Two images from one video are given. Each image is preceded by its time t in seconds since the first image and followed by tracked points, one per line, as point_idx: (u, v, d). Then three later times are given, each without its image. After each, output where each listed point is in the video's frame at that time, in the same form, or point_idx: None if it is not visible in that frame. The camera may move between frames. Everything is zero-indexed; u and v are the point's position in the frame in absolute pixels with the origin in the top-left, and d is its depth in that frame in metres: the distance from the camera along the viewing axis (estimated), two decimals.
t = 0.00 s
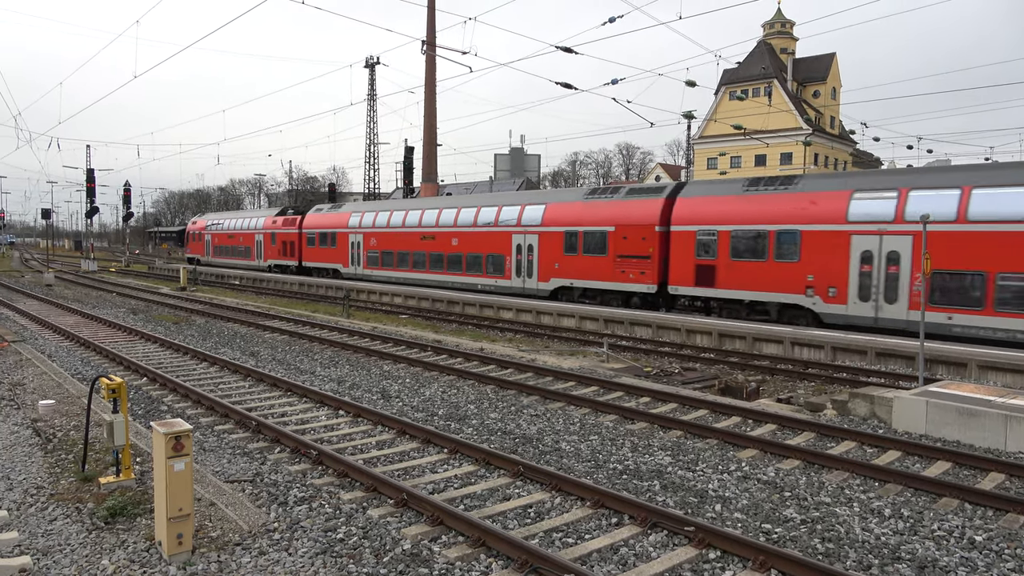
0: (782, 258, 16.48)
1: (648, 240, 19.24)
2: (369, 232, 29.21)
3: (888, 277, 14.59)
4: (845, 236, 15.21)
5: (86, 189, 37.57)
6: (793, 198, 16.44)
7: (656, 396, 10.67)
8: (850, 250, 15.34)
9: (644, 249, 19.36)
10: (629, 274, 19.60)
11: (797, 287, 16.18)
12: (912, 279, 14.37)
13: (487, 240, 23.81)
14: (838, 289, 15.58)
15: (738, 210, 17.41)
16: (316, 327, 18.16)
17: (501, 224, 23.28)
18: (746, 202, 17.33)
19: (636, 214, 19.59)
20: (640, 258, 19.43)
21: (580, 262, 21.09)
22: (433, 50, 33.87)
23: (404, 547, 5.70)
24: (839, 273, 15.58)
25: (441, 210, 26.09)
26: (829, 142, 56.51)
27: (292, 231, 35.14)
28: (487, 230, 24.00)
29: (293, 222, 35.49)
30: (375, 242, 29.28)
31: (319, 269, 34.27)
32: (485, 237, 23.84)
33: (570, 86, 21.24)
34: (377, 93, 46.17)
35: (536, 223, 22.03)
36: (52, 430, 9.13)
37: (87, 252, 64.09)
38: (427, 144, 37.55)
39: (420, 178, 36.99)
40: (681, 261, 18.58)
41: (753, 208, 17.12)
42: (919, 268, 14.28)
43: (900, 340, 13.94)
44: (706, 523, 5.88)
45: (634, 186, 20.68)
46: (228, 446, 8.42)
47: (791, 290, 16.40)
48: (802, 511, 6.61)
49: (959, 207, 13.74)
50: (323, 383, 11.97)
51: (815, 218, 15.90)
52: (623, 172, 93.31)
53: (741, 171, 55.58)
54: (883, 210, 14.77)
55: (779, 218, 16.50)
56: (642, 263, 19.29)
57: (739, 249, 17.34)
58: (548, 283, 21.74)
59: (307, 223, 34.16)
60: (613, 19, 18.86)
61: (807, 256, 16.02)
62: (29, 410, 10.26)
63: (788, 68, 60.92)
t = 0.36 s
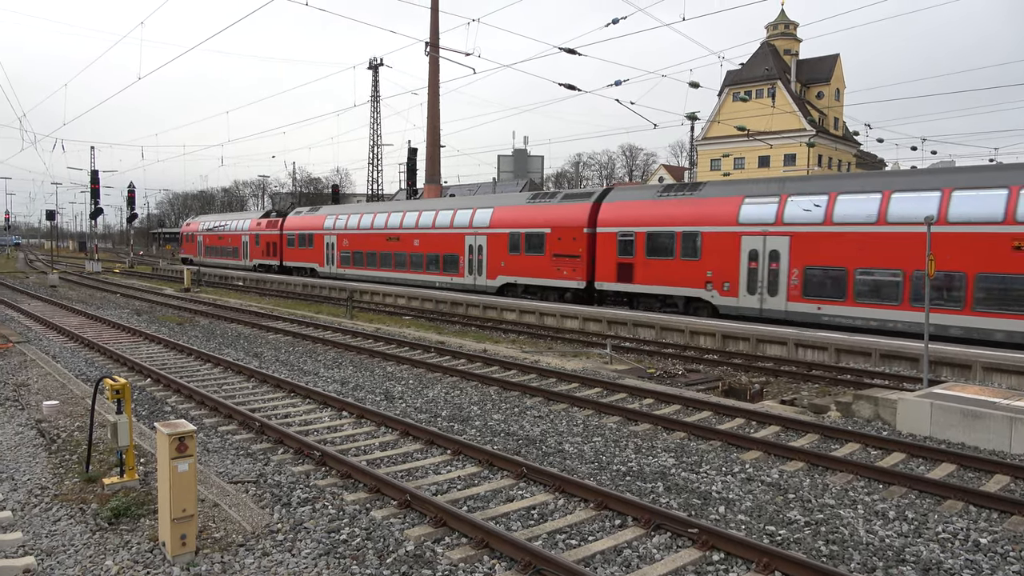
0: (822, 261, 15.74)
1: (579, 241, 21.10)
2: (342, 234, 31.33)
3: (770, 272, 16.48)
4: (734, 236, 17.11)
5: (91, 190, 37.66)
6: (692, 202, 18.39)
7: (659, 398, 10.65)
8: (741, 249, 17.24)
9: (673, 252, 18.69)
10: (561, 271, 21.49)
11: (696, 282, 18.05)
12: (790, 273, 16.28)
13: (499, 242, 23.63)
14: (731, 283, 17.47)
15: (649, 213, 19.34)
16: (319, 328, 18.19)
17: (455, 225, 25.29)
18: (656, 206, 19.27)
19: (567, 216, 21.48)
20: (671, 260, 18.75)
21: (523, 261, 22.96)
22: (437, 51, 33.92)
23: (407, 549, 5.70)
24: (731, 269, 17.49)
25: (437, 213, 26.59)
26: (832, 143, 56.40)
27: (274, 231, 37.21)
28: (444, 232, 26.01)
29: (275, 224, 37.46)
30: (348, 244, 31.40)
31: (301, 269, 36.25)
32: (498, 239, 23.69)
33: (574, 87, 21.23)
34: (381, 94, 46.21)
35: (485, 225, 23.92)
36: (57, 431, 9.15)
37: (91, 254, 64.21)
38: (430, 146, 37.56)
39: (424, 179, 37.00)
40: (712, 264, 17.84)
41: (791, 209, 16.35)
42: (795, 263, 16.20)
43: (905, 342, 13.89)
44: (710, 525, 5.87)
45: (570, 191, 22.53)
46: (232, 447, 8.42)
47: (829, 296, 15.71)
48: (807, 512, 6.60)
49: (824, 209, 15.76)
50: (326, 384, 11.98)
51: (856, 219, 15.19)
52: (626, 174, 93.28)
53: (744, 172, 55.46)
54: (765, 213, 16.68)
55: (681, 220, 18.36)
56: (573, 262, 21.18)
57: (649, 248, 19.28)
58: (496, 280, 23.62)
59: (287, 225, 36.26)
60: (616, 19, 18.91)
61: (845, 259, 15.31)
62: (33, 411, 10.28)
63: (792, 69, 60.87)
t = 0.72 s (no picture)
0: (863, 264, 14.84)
1: (519, 241, 22.92)
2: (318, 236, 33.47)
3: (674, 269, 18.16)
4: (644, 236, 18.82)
5: (94, 192, 37.75)
6: (611, 206, 20.15)
7: (663, 399, 10.63)
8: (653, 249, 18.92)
9: (699, 254, 17.82)
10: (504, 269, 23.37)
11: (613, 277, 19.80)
12: (692, 269, 17.98)
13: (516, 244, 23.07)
14: (644, 278, 19.17)
15: (576, 215, 21.11)
16: (322, 329, 18.22)
17: (416, 228, 27.23)
18: (581, 210, 21.07)
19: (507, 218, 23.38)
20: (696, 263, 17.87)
21: (475, 260, 24.91)
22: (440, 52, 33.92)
23: (410, 550, 5.69)
24: (643, 265, 19.25)
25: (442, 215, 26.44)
26: (835, 144, 56.30)
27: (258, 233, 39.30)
28: (408, 233, 27.95)
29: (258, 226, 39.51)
30: (323, 245, 33.44)
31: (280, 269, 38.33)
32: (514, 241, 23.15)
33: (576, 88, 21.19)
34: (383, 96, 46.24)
35: (441, 228, 25.87)
36: (60, 432, 9.17)
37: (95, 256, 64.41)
38: (432, 147, 37.59)
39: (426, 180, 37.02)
40: (745, 267, 16.94)
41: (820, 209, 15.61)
42: (697, 261, 17.87)
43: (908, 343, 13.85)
44: (713, 526, 5.86)
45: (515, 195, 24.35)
46: (235, 449, 8.42)
47: (865, 299, 14.94)
48: (810, 514, 6.58)
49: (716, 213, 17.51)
50: (329, 385, 11.98)
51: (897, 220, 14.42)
52: (629, 175, 93.26)
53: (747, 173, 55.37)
54: (672, 215, 18.33)
55: (600, 222, 20.14)
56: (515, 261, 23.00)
57: (575, 247, 21.11)
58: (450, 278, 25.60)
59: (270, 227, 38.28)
60: (618, 19, 18.91)
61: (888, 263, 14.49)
62: (36, 413, 10.29)
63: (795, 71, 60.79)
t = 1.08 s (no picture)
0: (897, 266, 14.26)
1: (468, 242, 24.78)
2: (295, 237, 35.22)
3: (597, 267, 19.94)
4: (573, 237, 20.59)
5: (96, 193, 37.79)
6: (545, 210, 22.01)
7: (665, 401, 10.61)
8: (580, 248, 20.76)
9: (649, 255, 18.83)
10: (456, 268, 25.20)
11: (547, 274, 21.57)
12: (612, 267, 19.76)
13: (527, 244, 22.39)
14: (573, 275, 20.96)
15: (514, 219, 23.05)
16: (324, 330, 18.24)
17: (381, 228, 29.01)
18: (520, 214, 22.92)
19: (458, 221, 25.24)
20: (720, 265, 17.20)
21: (433, 260, 26.72)
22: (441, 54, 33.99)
23: (412, 552, 5.69)
24: (573, 264, 21.05)
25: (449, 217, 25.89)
26: (837, 146, 56.28)
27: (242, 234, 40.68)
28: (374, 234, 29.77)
29: (243, 228, 40.99)
30: (300, 244, 35.16)
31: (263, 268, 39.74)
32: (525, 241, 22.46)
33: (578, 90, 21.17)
34: (385, 97, 46.25)
35: (403, 229, 27.64)
36: (63, 433, 9.19)
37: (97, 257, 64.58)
38: (434, 149, 37.61)
39: (428, 181, 37.04)
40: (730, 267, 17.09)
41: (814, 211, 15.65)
42: (616, 259, 19.63)
43: (911, 344, 13.82)
44: (715, 528, 5.86)
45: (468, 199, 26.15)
46: (237, 450, 8.43)
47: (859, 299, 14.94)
48: (813, 515, 6.57)
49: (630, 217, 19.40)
50: (331, 386, 11.99)
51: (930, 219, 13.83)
52: (630, 176, 93.28)
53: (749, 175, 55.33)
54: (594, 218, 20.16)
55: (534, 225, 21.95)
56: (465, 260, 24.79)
57: (516, 248, 22.95)
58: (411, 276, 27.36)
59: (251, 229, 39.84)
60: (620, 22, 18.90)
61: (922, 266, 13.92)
62: (38, 414, 10.31)
63: (796, 72, 60.78)
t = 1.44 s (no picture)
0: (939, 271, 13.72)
1: (431, 242, 26.71)
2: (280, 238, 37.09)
3: (538, 265, 21.81)
4: (519, 237, 22.50)
5: (106, 195, 38.03)
6: (496, 212, 23.90)
7: (673, 402, 10.58)
8: (526, 248, 22.60)
9: (584, 254, 20.65)
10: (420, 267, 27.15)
11: (495, 272, 23.53)
12: (551, 263, 21.64)
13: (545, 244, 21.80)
14: (519, 273, 22.83)
15: (472, 221, 24.88)
16: (332, 331, 18.30)
17: (357, 230, 30.95)
18: (475, 216, 24.85)
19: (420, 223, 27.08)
20: (751, 268, 16.71)
21: (402, 259, 28.64)
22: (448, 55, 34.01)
23: (420, 552, 5.70)
24: (518, 262, 22.96)
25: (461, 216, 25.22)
26: (845, 146, 56.02)
27: (235, 236, 42.28)
28: (351, 235, 31.69)
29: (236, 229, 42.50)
30: (287, 245, 37.00)
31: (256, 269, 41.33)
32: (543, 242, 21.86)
33: (585, 91, 21.13)
34: (392, 99, 46.33)
35: (376, 230, 29.54)
36: (73, 433, 9.24)
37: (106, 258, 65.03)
38: (441, 150, 37.64)
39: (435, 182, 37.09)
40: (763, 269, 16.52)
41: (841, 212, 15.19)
42: (556, 258, 21.50)
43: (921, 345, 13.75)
44: (723, 530, 5.84)
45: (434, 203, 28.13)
46: (245, 450, 8.47)
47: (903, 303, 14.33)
48: (821, 517, 6.54)
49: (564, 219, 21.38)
50: (338, 387, 12.03)
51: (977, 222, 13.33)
52: (637, 177, 93.22)
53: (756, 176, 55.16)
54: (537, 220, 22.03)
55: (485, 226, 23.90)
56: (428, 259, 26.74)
57: (471, 248, 24.90)
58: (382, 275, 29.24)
59: (242, 231, 41.46)
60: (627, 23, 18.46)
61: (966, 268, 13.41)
62: (49, 413, 10.39)
63: (804, 72, 60.54)
